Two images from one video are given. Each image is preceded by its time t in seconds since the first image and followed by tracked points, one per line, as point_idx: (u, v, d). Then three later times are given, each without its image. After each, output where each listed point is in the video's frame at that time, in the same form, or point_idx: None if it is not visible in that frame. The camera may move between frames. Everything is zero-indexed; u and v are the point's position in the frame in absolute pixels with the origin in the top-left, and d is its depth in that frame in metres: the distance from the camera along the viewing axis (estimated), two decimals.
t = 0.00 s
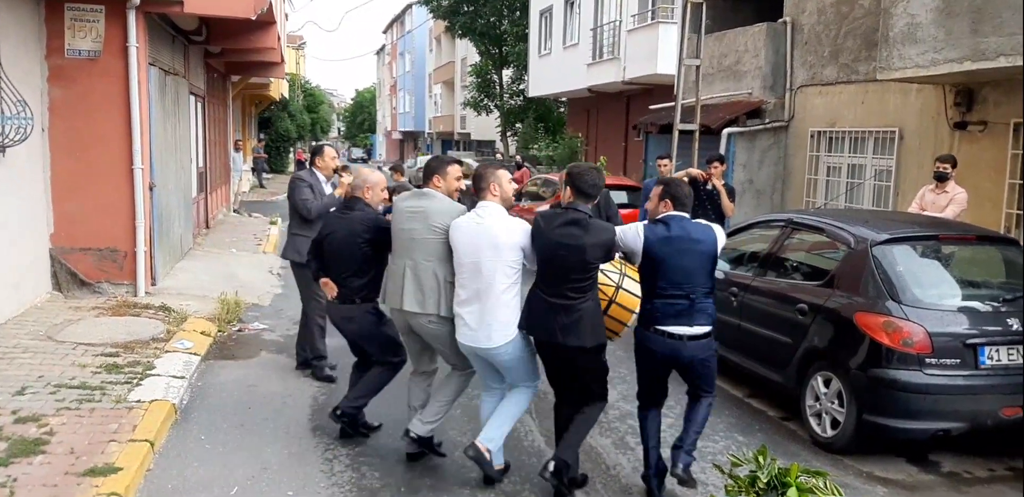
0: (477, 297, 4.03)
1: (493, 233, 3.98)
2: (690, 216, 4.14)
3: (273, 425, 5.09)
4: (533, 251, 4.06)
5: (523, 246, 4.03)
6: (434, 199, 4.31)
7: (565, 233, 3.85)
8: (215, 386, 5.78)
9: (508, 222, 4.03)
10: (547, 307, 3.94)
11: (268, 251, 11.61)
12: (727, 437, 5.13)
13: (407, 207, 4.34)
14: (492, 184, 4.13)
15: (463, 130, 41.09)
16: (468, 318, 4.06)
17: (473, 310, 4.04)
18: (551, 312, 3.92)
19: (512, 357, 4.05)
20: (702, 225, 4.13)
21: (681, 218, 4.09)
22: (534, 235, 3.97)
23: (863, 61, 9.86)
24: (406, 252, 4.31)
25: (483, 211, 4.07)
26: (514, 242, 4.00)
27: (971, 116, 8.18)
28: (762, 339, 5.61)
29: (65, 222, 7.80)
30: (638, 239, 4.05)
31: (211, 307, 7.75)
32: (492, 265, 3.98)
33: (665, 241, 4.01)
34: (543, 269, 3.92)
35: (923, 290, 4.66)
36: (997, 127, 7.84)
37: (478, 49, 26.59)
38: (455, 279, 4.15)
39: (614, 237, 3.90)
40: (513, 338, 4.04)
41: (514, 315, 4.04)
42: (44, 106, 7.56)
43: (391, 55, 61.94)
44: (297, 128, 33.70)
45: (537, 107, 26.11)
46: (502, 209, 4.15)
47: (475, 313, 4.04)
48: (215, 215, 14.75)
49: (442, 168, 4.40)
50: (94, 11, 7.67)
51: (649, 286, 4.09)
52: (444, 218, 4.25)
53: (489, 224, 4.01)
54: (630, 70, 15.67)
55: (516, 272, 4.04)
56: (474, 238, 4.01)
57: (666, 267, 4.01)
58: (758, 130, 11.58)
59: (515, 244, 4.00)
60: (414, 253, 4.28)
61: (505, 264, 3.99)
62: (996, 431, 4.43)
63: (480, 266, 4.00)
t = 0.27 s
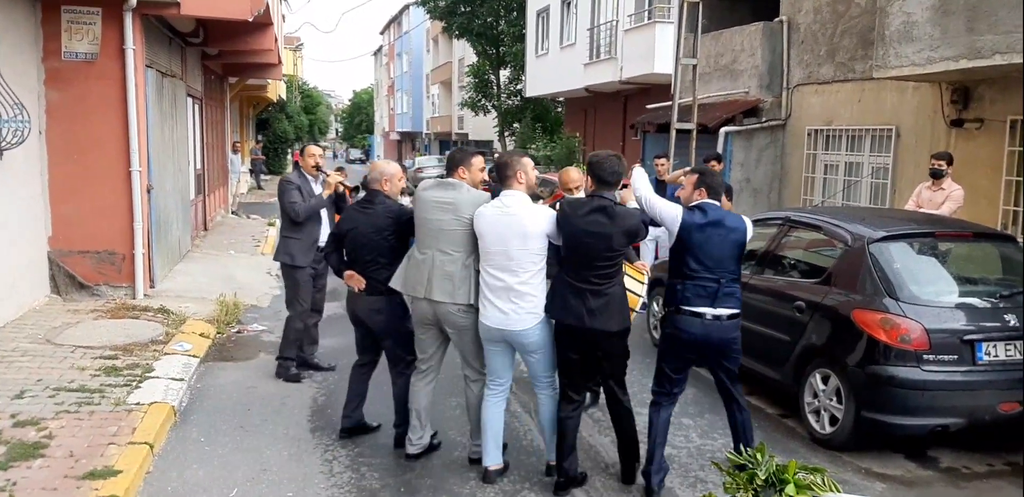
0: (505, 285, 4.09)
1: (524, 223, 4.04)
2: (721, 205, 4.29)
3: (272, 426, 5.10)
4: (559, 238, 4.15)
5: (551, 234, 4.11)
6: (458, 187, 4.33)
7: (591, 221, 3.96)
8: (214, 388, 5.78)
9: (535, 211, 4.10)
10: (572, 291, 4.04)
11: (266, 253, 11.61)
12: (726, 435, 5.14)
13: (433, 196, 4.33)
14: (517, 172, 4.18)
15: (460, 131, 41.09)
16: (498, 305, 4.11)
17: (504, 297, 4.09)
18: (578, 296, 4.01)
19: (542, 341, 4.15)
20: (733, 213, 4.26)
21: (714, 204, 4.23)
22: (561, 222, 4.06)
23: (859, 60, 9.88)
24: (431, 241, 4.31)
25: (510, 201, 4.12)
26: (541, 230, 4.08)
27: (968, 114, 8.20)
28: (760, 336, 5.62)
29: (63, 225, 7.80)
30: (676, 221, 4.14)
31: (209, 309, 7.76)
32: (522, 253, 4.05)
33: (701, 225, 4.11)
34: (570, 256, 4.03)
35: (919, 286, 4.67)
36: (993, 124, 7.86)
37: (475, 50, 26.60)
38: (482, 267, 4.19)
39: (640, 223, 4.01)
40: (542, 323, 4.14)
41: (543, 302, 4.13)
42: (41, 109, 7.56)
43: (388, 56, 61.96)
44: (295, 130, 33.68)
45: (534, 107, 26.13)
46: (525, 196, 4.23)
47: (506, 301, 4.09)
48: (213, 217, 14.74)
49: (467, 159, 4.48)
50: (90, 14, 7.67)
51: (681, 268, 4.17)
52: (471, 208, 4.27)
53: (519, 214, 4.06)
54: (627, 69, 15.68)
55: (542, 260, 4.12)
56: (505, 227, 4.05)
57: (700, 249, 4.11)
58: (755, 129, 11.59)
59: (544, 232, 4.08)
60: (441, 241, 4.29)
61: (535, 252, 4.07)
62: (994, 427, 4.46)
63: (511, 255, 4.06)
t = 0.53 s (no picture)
0: (521, 283, 4.13)
1: (542, 224, 4.08)
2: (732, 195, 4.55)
3: (261, 420, 5.09)
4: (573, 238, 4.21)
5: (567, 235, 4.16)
6: (470, 188, 4.37)
7: (602, 215, 4.04)
8: (203, 383, 5.77)
9: (552, 212, 4.14)
10: (585, 284, 4.14)
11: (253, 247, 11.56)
12: (715, 423, 5.18)
13: (443, 195, 4.38)
14: (533, 175, 4.25)
15: (448, 123, 40.97)
16: (513, 304, 4.15)
17: (519, 296, 4.14)
18: (590, 289, 4.12)
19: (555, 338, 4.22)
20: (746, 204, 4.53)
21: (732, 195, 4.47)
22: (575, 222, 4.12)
23: (844, 49, 9.92)
24: (442, 241, 4.34)
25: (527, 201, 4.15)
26: (557, 230, 4.13)
27: (951, 101, 8.26)
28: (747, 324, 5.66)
29: (47, 222, 7.73)
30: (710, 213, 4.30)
31: (197, 305, 7.73)
32: (540, 254, 4.09)
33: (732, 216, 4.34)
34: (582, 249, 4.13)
35: (904, 273, 4.72)
36: (976, 111, 7.92)
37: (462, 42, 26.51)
38: (496, 267, 4.22)
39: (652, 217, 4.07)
40: (556, 320, 4.20)
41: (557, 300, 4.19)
42: (24, 105, 7.49)
43: (375, 49, 61.64)
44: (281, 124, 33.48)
45: (521, 99, 26.08)
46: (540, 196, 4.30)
47: (522, 300, 4.13)
48: (199, 212, 14.66)
49: (476, 158, 4.46)
50: (72, 9, 7.60)
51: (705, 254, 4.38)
52: (482, 209, 4.32)
53: (537, 215, 4.10)
54: (614, 60, 15.68)
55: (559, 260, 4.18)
56: (522, 228, 4.09)
57: (728, 238, 4.34)
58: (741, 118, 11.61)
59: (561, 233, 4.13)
60: (453, 241, 4.33)
61: (552, 253, 4.12)
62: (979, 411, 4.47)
63: (528, 256, 4.09)
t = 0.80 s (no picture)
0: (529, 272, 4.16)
1: (549, 214, 4.11)
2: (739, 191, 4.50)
3: (261, 418, 5.12)
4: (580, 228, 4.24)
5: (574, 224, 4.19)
6: (473, 178, 4.40)
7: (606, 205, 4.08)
8: (202, 382, 5.79)
9: (559, 201, 4.16)
10: (590, 276, 4.19)
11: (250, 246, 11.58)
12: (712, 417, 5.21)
13: (445, 186, 4.41)
14: (540, 161, 4.22)
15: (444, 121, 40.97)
16: (519, 293, 4.19)
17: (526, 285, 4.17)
18: (593, 281, 4.17)
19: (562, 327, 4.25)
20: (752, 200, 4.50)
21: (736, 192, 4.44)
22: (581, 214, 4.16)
23: (837, 43, 9.95)
24: (444, 231, 4.38)
25: (535, 190, 4.18)
26: (565, 219, 4.15)
27: (944, 95, 8.29)
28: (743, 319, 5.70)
29: (44, 222, 7.75)
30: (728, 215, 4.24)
31: (195, 304, 7.75)
32: (548, 242, 4.12)
33: (745, 215, 4.30)
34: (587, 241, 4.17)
35: (898, 266, 4.75)
36: (970, 105, 7.96)
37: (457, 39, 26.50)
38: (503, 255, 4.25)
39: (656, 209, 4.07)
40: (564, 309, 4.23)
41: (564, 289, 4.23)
42: (20, 106, 7.50)
43: (370, 46, 61.58)
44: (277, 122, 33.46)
45: (517, 95, 26.09)
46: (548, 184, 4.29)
47: (529, 288, 4.17)
48: (197, 211, 14.67)
49: (476, 149, 4.50)
50: (67, 9, 7.60)
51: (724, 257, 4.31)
52: (485, 200, 4.36)
53: (544, 205, 4.13)
54: (609, 56, 15.70)
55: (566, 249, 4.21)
56: (530, 217, 4.12)
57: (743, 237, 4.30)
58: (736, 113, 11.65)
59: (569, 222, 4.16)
60: (456, 232, 4.36)
61: (559, 241, 4.15)
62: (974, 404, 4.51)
63: (536, 244, 4.12)
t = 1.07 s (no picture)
0: (521, 278, 4.15)
1: (542, 220, 4.11)
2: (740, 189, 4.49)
3: (254, 417, 5.10)
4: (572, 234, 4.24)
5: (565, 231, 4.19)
6: (464, 183, 4.40)
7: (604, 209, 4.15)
8: (195, 380, 5.78)
9: (551, 208, 4.17)
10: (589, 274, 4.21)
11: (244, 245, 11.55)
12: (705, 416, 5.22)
13: (436, 190, 4.40)
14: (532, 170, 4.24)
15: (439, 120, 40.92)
16: (512, 299, 4.19)
17: (518, 291, 4.16)
18: (593, 278, 4.19)
19: (554, 334, 4.23)
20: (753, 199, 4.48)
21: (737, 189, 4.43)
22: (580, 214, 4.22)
23: (832, 44, 9.98)
24: (436, 236, 4.37)
25: (527, 197, 4.18)
26: (557, 226, 4.15)
27: (938, 95, 8.32)
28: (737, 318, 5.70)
29: (37, 221, 7.71)
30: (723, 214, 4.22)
31: (189, 303, 7.73)
32: (540, 249, 4.12)
33: (743, 213, 4.28)
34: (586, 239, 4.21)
35: (891, 266, 4.77)
36: (964, 105, 7.99)
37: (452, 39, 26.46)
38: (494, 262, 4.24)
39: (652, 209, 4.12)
40: (556, 316, 4.22)
41: (556, 296, 4.22)
42: (13, 104, 7.47)
43: (365, 46, 61.46)
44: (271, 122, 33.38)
45: (512, 95, 26.08)
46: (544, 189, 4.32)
47: (521, 294, 4.16)
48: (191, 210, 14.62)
49: (466, 152, 4.49)
50: (61, 7, 7.57)
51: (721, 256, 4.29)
52: (476, 204, 4.36)
53: (537, 211, 4.13)
54: (604, 56, 15.70)
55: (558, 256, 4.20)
56: (521, 223, 4.12)
57: (741, 236, 4.28)
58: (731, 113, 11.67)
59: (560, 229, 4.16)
60: (448, 236, 4.35)
61: (552, 248, 4.14)
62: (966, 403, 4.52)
63: (528, 251, 4.12)
